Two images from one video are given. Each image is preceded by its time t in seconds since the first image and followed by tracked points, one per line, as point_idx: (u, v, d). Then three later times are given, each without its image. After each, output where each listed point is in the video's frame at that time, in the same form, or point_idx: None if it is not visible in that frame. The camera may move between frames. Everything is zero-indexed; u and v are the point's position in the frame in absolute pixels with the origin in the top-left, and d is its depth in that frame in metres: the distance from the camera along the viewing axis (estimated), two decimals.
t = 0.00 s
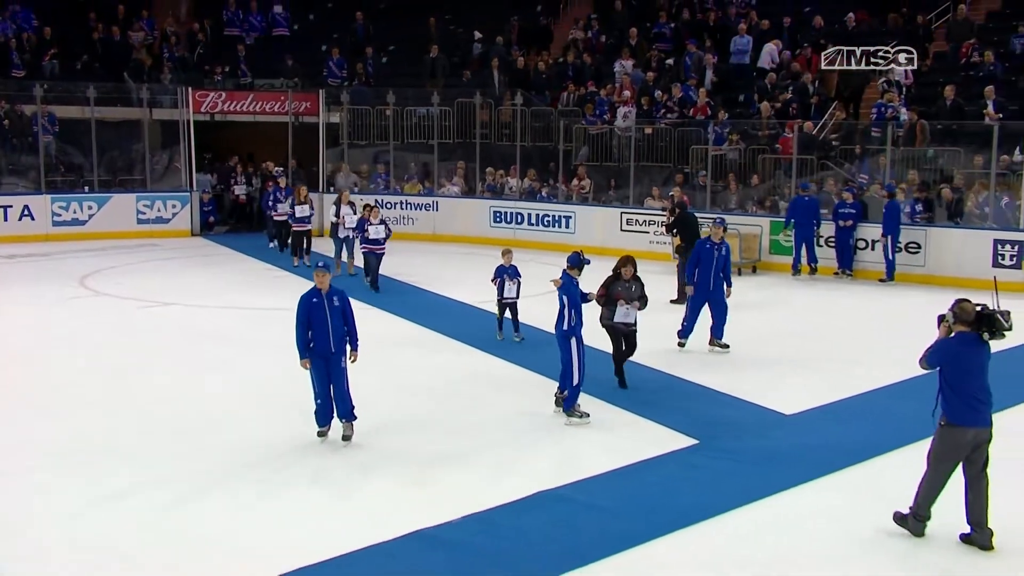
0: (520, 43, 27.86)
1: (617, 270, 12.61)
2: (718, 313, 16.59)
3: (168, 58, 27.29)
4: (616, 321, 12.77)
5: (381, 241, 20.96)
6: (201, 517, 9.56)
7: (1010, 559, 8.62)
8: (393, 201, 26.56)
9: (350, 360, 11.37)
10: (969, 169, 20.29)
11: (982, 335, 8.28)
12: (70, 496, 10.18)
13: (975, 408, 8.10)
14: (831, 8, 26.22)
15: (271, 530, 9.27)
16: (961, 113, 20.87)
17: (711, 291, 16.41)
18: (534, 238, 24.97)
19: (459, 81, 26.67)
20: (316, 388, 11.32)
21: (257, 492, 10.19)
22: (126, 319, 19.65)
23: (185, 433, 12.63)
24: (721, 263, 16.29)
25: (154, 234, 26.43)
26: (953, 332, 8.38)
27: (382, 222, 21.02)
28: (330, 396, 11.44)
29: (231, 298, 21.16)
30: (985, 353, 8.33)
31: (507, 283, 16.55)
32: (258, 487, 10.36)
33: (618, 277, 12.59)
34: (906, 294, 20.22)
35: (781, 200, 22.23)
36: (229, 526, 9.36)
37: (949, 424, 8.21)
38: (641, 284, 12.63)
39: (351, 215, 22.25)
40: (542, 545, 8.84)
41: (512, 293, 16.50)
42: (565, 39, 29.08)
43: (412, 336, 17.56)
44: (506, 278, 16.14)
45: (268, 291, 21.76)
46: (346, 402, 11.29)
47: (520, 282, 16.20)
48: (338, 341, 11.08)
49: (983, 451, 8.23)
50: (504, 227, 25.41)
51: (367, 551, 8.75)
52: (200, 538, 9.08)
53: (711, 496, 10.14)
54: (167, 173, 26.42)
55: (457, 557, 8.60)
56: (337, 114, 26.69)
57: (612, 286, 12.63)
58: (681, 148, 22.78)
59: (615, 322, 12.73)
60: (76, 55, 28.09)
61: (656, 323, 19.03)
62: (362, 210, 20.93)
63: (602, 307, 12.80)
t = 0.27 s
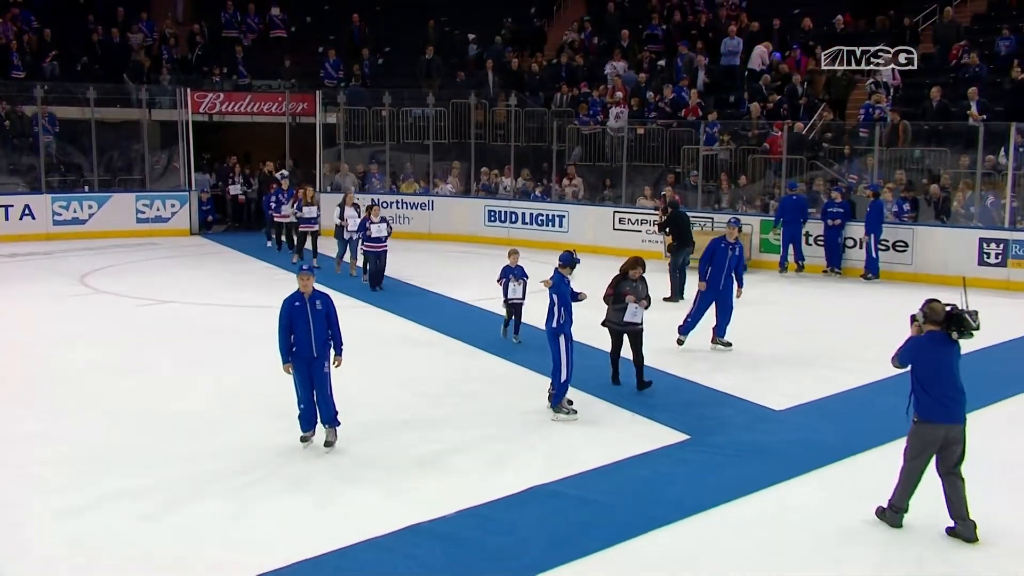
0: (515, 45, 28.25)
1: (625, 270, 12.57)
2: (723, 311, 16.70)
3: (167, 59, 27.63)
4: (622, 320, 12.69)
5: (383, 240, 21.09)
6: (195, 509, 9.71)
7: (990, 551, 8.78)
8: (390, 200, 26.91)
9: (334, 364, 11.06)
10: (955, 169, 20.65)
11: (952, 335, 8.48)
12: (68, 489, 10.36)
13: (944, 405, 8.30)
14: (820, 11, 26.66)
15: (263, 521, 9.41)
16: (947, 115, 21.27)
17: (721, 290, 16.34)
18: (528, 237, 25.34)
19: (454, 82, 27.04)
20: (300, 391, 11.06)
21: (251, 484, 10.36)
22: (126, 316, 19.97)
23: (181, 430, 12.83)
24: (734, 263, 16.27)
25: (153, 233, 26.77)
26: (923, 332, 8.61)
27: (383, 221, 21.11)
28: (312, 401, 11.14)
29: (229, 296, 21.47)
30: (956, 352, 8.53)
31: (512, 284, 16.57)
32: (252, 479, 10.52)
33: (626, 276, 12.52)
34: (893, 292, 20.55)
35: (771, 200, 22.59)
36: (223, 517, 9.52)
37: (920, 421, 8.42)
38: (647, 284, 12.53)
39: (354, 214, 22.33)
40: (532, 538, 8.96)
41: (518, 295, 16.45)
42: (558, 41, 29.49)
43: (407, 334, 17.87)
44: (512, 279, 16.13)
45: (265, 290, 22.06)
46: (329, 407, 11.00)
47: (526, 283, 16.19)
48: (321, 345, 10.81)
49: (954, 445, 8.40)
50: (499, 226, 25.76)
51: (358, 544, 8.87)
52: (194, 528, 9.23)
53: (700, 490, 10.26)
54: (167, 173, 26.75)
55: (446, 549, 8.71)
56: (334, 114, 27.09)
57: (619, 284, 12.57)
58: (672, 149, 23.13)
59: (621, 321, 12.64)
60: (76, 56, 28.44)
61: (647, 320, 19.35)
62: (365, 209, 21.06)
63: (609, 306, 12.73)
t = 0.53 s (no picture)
0: (509, 47, 28.67)
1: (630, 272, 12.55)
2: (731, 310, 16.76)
3: (166, 61, 27.97)
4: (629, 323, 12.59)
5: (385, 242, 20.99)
6: (191, 501, 9.90)
7: (968, 542, 8.99)
8: (385, 199, 27.32)
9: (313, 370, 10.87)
10: (940, 169, 21.10)
11: (921, 336, 8.73)
12: (68, 481, 10.58)
13: (912, 403, 8.56)
14: (808, 15, 27.16)
15: (257, 512, 9.61)
16: (932, 116, 21.78)
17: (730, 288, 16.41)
18: (522, 236, 25.77)
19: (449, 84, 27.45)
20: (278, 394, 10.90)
21: (247, 476, 10.58)
22: (125, 314, 20.32)
23: (179, 425, 13.07)
24: (743, 262, 16.36)
25: (152, 232, 27.15)
26: (893, 332, 8.85)
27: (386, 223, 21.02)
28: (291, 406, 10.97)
29: (226, 294, 21.83)
30: (925, 351, 8.76)
31: (517, 287, 16.61)
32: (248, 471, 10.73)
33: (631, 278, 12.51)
34: (878, 291, 20.94)
35: (760, 200, 23.01)
36: (218, 509, 9.71)
37: (890, 419, 8.70)
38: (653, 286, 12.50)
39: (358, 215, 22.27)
40: (523, 530, 9.13)
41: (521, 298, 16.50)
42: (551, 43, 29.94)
43: (401, 331, 18.22)
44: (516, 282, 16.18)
45: (262, 288, 22.41)
46: (307, 413, 10.85)
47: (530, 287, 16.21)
48: (300, 350, 10.62)
49: (924, 441, 8.64)
50: (492, 226, 26.16)
51: (349, 532, 9.16)
52: (190, 519, 9.42)
53: (690, 484, 10.43)
54: (166, 173, 27.10)
55: (438, 541, 8.87)
56: (330, 115, 27.47)
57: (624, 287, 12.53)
58: (663, 150, 23.54)
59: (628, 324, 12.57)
60: (76, 58, 28.81)
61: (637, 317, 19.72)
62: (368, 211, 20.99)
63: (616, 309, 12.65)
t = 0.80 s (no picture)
0: (503, 49, 29.12)
1: (631, 277, 12.40)
2: (737, 309, 16.95)
3: (165, 63, 28.36)
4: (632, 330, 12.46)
5: (387, 241, 21.26)
6: (184, 492, 10.09)
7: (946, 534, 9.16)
8: (381, 199, 27.75)
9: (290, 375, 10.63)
10: (925, 169, 21.55)
11: (900, 348, 8.78)
12: (65, 472, 10.78)
13: (892, 416, 8.69)
14: (796, 18, 27.66)
15: (249, 502, 9.78)
16: (917, 118, 22.22)
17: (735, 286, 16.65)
18: (516, 235, 26.23)
19: (444, 86, 27.88)
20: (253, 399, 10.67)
21: (240, 467, 10.75)
22: (125, 312, 20.72)
23: (176, 421, 13.31)
24: (748, 260, 16.53)
25: (152, 232, 27.54)
26: (872, 345, 8.90)
27: (387, 224, 21.22)
28: (267, 412, 10.75)
29: (224, 292, 22.18)
30: (904, 364, 8.82)
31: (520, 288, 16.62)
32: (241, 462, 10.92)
33: (633, 284, 12.36)
34: (863, 289, 21.37)
35: (749, 199, 23.41)
36: (215, 494, 10.08)
37: (870, 430, 8.86)
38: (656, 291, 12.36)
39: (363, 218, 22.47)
40: (514, 522, 9.24)
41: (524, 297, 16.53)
42: (544, 46, 30.40)
43: (396, 328, 18.59)
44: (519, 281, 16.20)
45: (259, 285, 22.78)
46: (283, 419, 10.61)
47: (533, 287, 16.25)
48: (276, 354, 10.40)
49: (903, 452, 8.80)
50: (486, 225, 26.64)
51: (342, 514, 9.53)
52: (182, 509, 9.59)
53: (674, 474, 10.78)
54: (165, 173, 27.50)
55: (428, 531, 8.99)
56: (327, 117, 27.86)
57: (625, 293, 12.38)
58: (654, 150, 23.96)
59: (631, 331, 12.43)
60: (77, 61, 29.21)
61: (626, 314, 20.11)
62: (372, 213, 21.16)
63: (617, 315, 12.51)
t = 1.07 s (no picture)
0: (497, 51, 29.54)
1: (634, 277, 12.52)
2: (740, 310, 17.20)
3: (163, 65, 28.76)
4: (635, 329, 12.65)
5: (387, 244, 21.37)
6: (184, 485, 10.44)
7: (916, 525, 9.57)
8: (376, 199, 28.18)
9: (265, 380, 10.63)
10: (910, 170, 21.98)
11: (888, 368, 9.14)
12: (69, 466, 11.13)
13: (879, 434, 9.10)
14: (784, 21, 28.16)
15: (247, 495, 10.14)
16: (902, 119, 22.66)
17: (739, 286, 17.01)
18: (510, 234, 26.69)
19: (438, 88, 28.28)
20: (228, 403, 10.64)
21: (239, 459, 11.16)
22: (123, 310, 21.09)
23: (175, 418, 13.68)
24: (749, 259, 16.93)
25: (150, 232, 27.92)
26: (861, 364, 9.25)
27: (387, 226, 21.39)
28: (239, 418, 10.70)
29: (221, 291, 22.54)
30: (892, 383, 9.18)
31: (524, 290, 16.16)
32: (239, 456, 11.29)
33: (635, 285, 12.49)
34: (848, 288, 21.81)
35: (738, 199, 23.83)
36: (213, 484, 10.43)
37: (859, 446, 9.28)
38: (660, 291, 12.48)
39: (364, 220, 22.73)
40: (506, 516, 9.60)
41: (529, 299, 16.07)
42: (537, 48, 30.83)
43: (390, 327, 19.00)
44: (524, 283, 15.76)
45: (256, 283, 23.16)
46: (257, 425, 10.57)
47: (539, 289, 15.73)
48: (251, 360, 10.37)
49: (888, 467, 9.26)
50: (480, 225, 27.09)
51: (336, 506, 9.89)
52: (182, 501, 9.94)
53: (660, 468, 11.15)
54: (164, 173, 27.88)
55: (422, 525, 9.36)
56: (323, 118, 28.24)
57: (628, 294, 12.52)
58: (644, 151, 24.38)
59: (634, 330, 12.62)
60: (76, 63, 29.58)
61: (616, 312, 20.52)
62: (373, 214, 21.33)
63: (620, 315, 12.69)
